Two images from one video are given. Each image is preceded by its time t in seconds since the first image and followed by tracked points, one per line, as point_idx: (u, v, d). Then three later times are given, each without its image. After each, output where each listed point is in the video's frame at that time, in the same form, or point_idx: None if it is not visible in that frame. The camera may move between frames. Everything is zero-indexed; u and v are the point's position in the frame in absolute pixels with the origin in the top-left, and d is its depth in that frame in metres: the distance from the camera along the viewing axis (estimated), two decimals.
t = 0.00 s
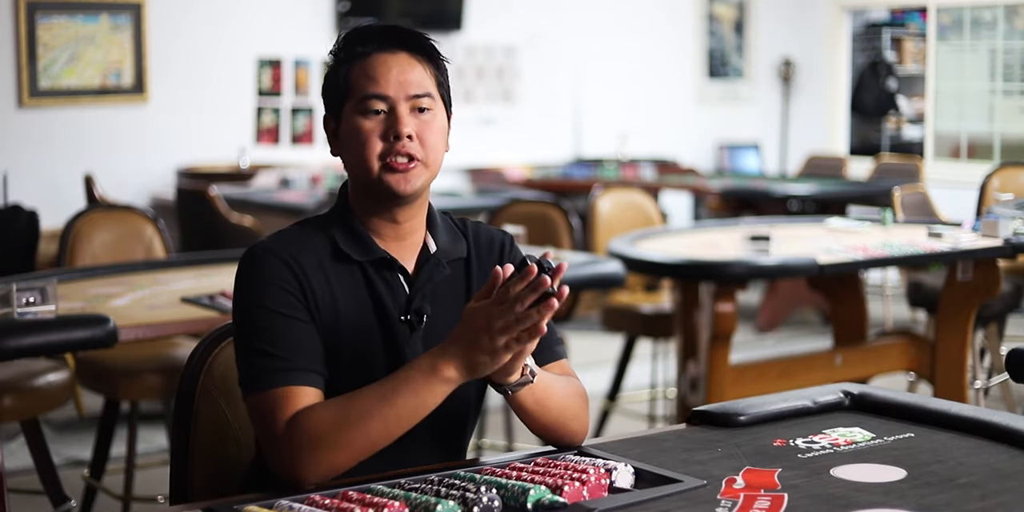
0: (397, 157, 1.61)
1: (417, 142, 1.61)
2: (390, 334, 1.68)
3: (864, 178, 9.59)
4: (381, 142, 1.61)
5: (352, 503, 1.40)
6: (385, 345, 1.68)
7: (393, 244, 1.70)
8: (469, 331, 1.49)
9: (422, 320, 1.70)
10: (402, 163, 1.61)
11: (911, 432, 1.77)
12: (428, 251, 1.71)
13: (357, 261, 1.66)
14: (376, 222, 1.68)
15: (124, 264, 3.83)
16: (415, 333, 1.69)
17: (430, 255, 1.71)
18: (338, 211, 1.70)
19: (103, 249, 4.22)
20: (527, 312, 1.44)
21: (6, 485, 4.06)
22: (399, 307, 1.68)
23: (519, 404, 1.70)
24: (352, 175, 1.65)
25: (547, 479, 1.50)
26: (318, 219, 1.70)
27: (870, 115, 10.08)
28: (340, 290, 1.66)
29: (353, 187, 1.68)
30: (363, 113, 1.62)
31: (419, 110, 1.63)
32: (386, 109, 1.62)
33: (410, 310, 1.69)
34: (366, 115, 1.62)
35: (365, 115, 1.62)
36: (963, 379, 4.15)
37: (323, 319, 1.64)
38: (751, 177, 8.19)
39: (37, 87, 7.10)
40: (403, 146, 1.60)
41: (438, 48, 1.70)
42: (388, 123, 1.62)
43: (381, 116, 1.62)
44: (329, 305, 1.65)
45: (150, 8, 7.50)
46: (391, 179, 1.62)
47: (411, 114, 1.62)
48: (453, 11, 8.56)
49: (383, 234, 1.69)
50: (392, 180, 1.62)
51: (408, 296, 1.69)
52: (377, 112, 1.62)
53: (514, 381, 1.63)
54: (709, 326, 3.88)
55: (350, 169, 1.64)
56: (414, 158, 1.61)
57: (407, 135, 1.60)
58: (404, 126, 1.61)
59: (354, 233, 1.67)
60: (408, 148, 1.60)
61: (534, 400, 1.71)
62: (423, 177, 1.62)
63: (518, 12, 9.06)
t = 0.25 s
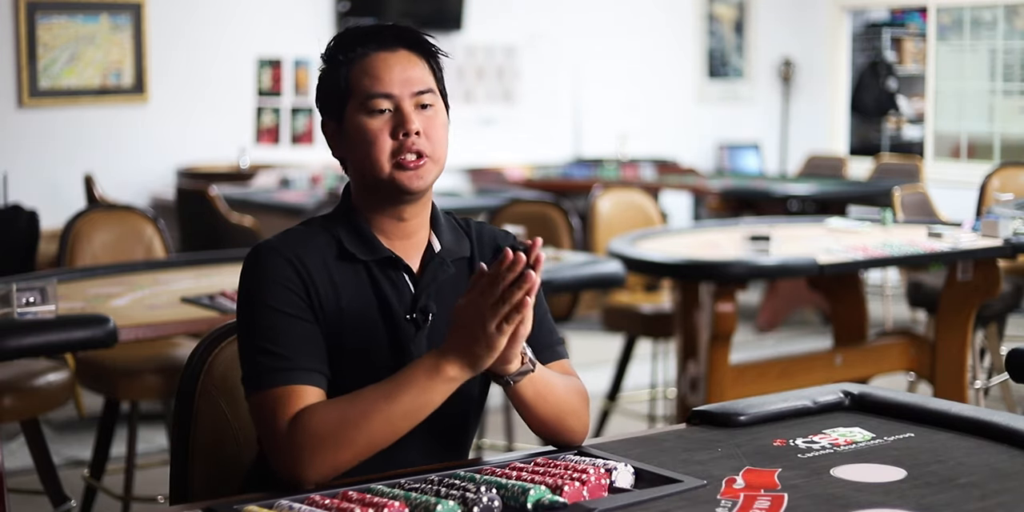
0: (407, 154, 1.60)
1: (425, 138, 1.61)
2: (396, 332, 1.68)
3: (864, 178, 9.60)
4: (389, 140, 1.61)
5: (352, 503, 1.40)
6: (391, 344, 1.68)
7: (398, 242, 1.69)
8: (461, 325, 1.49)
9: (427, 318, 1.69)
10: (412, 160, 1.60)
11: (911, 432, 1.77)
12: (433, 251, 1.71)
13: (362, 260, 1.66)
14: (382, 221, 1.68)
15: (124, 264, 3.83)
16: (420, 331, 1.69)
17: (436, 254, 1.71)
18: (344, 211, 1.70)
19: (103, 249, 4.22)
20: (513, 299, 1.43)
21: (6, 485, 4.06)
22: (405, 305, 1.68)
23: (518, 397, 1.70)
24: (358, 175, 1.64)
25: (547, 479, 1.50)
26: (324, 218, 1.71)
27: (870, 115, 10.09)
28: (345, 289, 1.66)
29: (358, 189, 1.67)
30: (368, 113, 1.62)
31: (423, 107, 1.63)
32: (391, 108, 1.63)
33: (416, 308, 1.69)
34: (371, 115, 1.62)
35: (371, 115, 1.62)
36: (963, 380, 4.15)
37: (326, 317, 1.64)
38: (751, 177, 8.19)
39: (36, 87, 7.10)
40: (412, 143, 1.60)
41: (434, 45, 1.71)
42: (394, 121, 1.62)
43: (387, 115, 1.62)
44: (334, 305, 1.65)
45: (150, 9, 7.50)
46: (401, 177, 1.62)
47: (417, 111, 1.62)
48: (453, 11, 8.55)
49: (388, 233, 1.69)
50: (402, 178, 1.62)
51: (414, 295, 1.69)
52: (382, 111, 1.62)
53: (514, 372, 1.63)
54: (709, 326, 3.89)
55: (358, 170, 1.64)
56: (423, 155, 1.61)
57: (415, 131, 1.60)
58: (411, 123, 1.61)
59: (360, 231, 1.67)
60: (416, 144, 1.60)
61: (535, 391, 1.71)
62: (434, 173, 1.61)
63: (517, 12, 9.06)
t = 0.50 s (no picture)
0: (414, 150, 1.62)
1: (431, 134, 1.63)
2: (386, 330, 1.68)
3: (864, 178, 9.60)
4: (397, 137, 1.63)
5: (352, 503, 1.40)
6: (381, 341, 1.68)
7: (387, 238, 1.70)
8: (469, 335, 1.46)
9: (416, 315, 1.70)
10: (419, 157, 1.62)
11: (911, 432, 1.77)
12: (422, 249, 1.72)
13: (350, 259, 1.67)
14: (378, 218, 1.69)
15: (124, 265, 3.83)
16: (410, 328, 1.69)
17: (425, 252, 1.72)
18: (333, 211, 1.70)
19: (103, 249, 4.22)
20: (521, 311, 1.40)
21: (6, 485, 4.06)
22: (393, 302, 1.68)
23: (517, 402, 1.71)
24: (359, 174, 1.65)
25: (547, 479, 1.50)
26: (312, 218, 1.71)
27: (870, 115, 10.09)
28: (334, 288, 1.66)
29: (356, 187, 1.68)
30: (373, 111, 1.64)
31: (425, 104, 1.65)
32: (395, 105, 1.64)
33: (405, 305, 1.69)
34: (376, 112, 1.64)
35: (375, 112, 1.64)
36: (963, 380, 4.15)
37: (319, 317, 1.65)
38: (751, 177, 8.19)
39: (36, 87, 7.10)
40: (419, 139, 1.62)
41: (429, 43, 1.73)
42: (399, 118, 1.64)
43: (392, 113, 1.64)
44: (325, 304, 1.65)
45: (150, 8, 7.50)
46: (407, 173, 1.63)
47: (421, 108, 1.64)
48: (453, 11, 8.54)
49: (381, 229, 1.70)
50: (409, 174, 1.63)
51: (403, 292, 1.69)
52: (387, 108, 1.64)
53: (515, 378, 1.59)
54: (709, 326, 3.89)
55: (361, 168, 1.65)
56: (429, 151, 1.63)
57: (422, 127, 1.62)
58: (417, 120, 1.63)
59: (348, 231, 1.68)
60: (423, 141, 1.62)
61: (533, 396, 1.71)
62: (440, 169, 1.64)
63: (517, 12, 9.06)
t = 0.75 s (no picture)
0: (391, 149, 1.62)
1: (407, 131, 1.62)
2: (378, 328, 1.69)
3: (864, 178, 9.60)
4: (373, 136, 1.62)
5: (352, 503, 1.40)
6: (375, 341, 1.69)
7: (377, 237, 1.72)
8: (441, 333, 1.41)
9: (409, 313, 1.71)
10: (397, 155, 1.62)
11: (911, 432, 1.77)
12: (411, 246, 1.74)
13: (341, 258, 1.68)
14: (362, 217, 1.70)
15: (124, 265, 3.83)
16: (402, 326, 1.70)
17: (414, 249, 1.73)
18: (319, 212, 1.71)
19: (103, 248, 4.22)
20: (487, 298, 1.35)
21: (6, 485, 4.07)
22: (386, 301, 1.69)
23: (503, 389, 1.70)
24: (339, 175, 1.66)
25: (547, 479, 1.50)
26: (300, 221, 1.72)
27: (870, 115, 10.09)
28: (327, 288, 1.67)
29: (339, 188, 1.68)
30: (348, 111, 1.63)
31: (401, 101, 1.65)
32: (371, 105, 1.64)
33: (397, 303, 1.70)
34: (351, 113, 1.63)
35: (350, 112, 1.63)
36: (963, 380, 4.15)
37: (314, 318, 1.65)
38: (751, 177, 8.19)
39: (37, 87, 7.10)
40: (395, 138, 1.62)
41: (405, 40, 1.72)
42: (374, 117, 1.63)
43: (367, 112, 1.63)
44: (320, 305, 1.66)
45: (150, 8, 7.49)
46: (385, 172, 1.63)
47: (396, 106, 1.64)
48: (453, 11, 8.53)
49: (368, 229, 1.71)
50: (387, 172, 1.63)
51: (394, 290, 1.70)
52: (362, 108, 1.63)
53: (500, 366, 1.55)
54: (709, 326, 3.89)
55: (340, 169, 1.65)
56: (406, 148, 1.62)
57: (398, 126, 1.62)
58: (393, 117, 1.62)
59: (337, 231, 1.69)
60: (400, 139, 1.62)
61: (518, 381, 1.70)
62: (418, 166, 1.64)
63: (517, 12, 9.06)
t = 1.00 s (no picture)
0: (363, 152, 1.61)
1: (378, 134, 1.61)
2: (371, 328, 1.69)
3: (864, 177, 9.60)
4: (344, 142, 1.62)
5: (352, 503, 1.41)
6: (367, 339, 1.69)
7: (367, 238, 1.71)
8: (374, 344, 1.38)
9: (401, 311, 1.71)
10: (370, 158, 1.62)
11: (911, 432, 1.77)
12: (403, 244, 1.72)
13: (332, 259, 1.68)
14: (346, 220, 1.70)
15: (124, 265, 3.83)
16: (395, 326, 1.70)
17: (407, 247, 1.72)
18: (311, 212, 1.71)
19: (103, 248, 4.22)
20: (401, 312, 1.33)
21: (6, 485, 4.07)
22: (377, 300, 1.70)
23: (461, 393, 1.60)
24: (318, 179, 1.66)
25: (547, 479, 1.50)
26: (292, 224, 1.72)
27: (871, 115, 10.08)
28: (319, 291, 1.68)
29: (323, 192, 1.69)
30: (318, 119, 1.63)
31: (372, 104, 1.64)
32: (341, 110, 1.63)
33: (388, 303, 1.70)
34: (322, 121, 1.63)
35: (321, 119, 1.63)
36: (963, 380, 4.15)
37: (305, 321, 1.66)
38: (751, 177, 8.19)
39: (37, 87, 7.11)
40: (366, 142, 1.61)
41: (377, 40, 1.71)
42: (344, 123, 1.63)
43: (337, 117, 1.63)
44: (310, 307, 1.67)
45: (150, 8, 7.49)
46: (361, 176, 1.63)
47: (366, 109, 1.63)
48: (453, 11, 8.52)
49: (356, 231, 1.71)
50: (363, 176, 1.63)
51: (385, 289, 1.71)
52: (332, 115, 1.63)
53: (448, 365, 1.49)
54: (709, 326, 3.89)
55: (318, 176, 1.65)
56: (379, 151, 1.61)
57: (368, 130, 1.61)
58: (363, 122, 1.62)
59: (326, 233, 1.69)
60: (371, 143, 1.61)
61: (471, 380, 1.59)
62: (393, 167, 1.63)
63: (517, 12, 9.06)
